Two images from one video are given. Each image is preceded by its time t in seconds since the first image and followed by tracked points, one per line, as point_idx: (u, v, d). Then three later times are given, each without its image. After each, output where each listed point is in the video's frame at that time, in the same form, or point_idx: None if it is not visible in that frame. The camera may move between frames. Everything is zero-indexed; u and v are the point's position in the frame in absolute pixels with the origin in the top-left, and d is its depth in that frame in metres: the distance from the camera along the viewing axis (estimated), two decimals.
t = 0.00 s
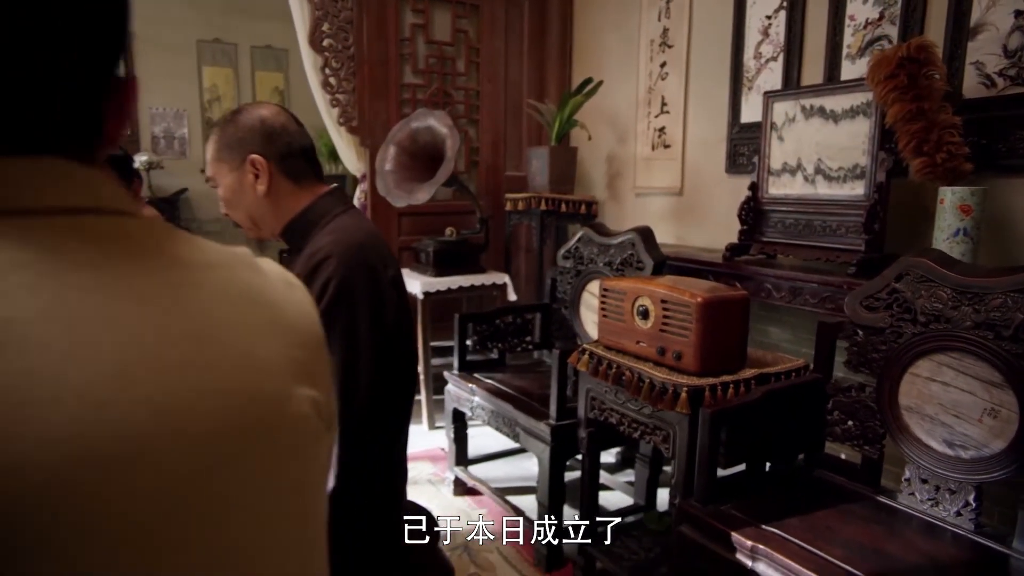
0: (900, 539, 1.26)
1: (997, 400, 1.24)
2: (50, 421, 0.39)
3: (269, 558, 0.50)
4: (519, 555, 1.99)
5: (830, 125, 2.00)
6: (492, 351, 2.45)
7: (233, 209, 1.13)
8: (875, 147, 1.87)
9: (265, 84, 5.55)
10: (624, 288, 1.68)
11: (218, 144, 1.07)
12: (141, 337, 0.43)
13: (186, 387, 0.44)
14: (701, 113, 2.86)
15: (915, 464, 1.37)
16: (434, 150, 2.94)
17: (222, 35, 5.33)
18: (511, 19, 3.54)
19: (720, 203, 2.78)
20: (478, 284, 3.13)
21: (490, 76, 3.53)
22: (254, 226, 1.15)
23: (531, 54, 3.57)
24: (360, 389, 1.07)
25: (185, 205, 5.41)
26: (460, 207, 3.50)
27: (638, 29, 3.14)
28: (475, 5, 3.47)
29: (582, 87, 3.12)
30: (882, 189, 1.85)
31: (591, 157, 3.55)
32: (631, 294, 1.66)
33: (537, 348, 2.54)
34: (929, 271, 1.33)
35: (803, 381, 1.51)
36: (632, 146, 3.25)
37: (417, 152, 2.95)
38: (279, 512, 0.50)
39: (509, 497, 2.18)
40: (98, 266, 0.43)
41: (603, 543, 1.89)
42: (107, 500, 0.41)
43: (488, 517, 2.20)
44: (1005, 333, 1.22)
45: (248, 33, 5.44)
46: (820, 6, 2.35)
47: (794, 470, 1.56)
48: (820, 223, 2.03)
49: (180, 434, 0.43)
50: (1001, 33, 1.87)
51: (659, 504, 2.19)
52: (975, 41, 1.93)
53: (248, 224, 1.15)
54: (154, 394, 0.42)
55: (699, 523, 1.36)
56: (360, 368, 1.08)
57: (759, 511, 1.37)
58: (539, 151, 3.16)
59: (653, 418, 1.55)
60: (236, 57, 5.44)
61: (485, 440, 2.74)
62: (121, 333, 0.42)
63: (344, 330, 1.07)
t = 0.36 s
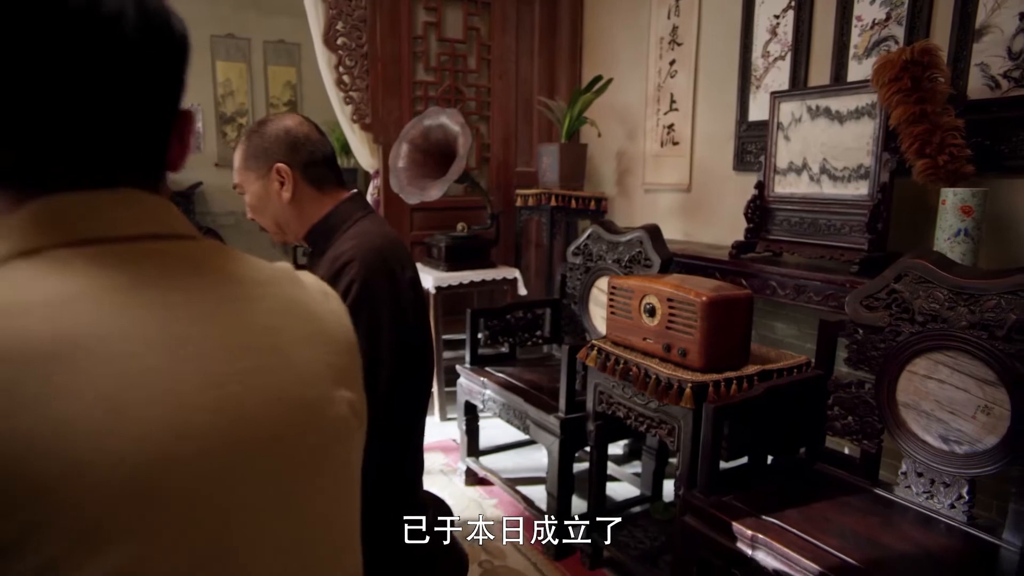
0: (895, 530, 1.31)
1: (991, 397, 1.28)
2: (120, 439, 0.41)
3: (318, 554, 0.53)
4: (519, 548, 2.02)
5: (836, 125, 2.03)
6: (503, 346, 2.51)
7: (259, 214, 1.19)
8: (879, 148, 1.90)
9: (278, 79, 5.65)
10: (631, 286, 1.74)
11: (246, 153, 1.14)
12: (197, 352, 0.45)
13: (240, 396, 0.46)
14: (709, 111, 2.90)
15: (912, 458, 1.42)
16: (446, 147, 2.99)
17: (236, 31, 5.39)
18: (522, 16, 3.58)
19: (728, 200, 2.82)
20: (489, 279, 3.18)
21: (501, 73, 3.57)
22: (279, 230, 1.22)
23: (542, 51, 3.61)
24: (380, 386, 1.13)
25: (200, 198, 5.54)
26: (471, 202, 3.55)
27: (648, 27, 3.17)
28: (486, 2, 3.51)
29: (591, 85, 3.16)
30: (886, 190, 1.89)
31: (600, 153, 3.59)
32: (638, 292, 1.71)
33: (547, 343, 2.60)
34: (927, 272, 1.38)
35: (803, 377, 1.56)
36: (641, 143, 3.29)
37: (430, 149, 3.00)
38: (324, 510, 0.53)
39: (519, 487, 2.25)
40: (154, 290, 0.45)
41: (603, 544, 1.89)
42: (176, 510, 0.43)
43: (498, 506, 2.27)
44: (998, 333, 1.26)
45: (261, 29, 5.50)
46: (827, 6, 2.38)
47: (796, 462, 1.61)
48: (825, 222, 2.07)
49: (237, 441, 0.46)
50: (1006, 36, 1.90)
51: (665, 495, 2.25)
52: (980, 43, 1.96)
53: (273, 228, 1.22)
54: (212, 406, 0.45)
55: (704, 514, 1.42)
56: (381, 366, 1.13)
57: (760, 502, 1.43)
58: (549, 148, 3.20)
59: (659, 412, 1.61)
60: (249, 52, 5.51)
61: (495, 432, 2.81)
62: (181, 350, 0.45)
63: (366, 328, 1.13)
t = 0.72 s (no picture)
0: (887, 519, 1.37)
1: (981, 393, 1.34)
2: (198, 435, 0.46)
3: (355, 533, 0.59)
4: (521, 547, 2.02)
5: (840, 126, 2.08)
6: (513, 339, 2.58)
7: (285, 218, 1.26)
8: (881, 149, 1.95)
9: (290, 73, 5.90)
10: (637, 284, 1.80)
11: (272, 160, 1.20)
12: (260, 356, 0.50)
13: (295, 394, 0.51)
14: (716, 109, 2.94)
15: (907, 451, 1.48)
16: (457, 144, 3.05)
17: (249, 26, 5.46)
18: (532, 13, 3.62)
19: (734, 196, 2.86)
20: (499, 274, 3.25)
21: (512, 69, 3.62)
22: (302, 232, 1.29)
23: (552, 47, 3.65)
24: (399, 383, 1.20)
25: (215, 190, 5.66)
26: (482, 197, 3.62)
27: (657, 24, 3.21)
28: None
29: (600, 83, 3.20)
30: (887, 189, 1.93)
31: (609, 149, 3.64)
32: (644, 289, 1.77)
33: (556, 337, 2.67)
34: (922, 272, 1.43)
35: (803, 373, 1.62)
36: (649, 139, 3.33)
37: (441, 146, 3.06)
38: (361, 495, 0.59)
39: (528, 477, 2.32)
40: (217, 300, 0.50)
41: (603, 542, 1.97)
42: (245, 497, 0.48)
43: (508, 495, 2.34)
44: (988, 331, 1.32)
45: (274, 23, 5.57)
46: (833, 6, 2.42)
47: (795, 454, 1.68)
48: (828, 220, 2.12)
49: (294, 436, 0.51)
50: (1007, 38, 1.93)
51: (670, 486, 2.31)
52: (983, 45, 1.98)
53: (297, 230, 1.29)
54: (273, 404, 0.49)
55: (705, 503, 1.49)
56: (400, 364, 1.20)
57: (759, 491, 1.49)
58: (559, 145, 3.26)
59: (663, 405, 1.67)
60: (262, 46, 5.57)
61: (505, 424, 2.88)
62: (247, 354, 0.49)
63: (385, 327, 1.20)
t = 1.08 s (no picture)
0: (886, 508, 1.44)
1: (978, 389, 1.39)
2: (268, 428, 0.52)
3: (390, 516, 0.66)
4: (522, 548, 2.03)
5: (848, 126, 2.12)
6: (527, 332, 2.65)
7: (314, 220, 1.34)
8: (888, 149, 1.99)
9: (306, 66, 5.97)
10: (648, 281, 1.86)
11: (302, 167, 1.28)
12: (316, 358, 0.57)
13: (344, 391, 0.58)
14: (728, 105, 2.98)
15: (906, 444, 1.53)
16: (473, 141, 3.11)
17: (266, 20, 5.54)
18: (546, 10, 3.67)
19: (745, 192, 2.91)
20: (513, 267, 3.32)
21: (526, 65, 3.67)
22: (330, 234, 1.37)
23: (565, 44, 3.69)
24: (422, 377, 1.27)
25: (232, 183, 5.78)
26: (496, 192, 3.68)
27: (669, 21, 3.25)
28: None
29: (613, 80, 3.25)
30: (893, 189, 1.98)
31: (622, 145, 3.69)
32: (654, 286, 1.83)
33: (569, 330, 2.74)
34: (923, 272, 1.48)
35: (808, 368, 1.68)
36: (661, 135, 3.38)
37: (457, 142, 3.12)
38: (396, 481, 0.66)
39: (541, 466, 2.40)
40: (277, 311, 0.57)
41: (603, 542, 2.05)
42: (305, 482, 0.55)
43: (522, 484, 2.42)
44: (985, 329, 1.37)
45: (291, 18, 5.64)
46: (843, 6, 2.45)
47: (799, 446, 1.74)
48: (835, 218, 2.17)
49: (343, 429, 0.58)
50: (1015, 39, 1.94)
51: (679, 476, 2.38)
52: (991, 46, 2.00)
53: (325, 232, 1.37)
54: (326, 400, 0.56)
55: (711, 492, 1.56)
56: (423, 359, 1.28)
57: (763, 481, 1.56)
58: (572, 141, 3.31)
59: (672, 398, 1.74)
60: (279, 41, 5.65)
61: (518, 414, 2.96)
62: (305, 357, 0.56)
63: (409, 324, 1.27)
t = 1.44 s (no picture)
0: (884, 497, 1.50)
1: (975, 383, 1.46)
2: (322, 419, 0.59)
3: (424, 499, 0.73)
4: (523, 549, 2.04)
5: (856, 125, 2.18)
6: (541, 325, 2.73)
7: (342, 221, 1.42)
8: (895, 149, 2.04)
9: (322, 60, 6.04)
10: (658, 277, 1.92)
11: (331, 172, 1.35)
12: (361, 357, 0.64)
13: (386, 386, 0.65)
14: (739, 102, 3.02)
15: (906, 436, 1.60)
16: (488, 137, 3.18)
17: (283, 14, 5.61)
18: (560, 6, 3.71)
19: (756, 187, 2.95)
20: (526, 261, 3.39)
21: (540, 61, 3.72)
22: (356, 234, 1.45)
23: (579, 39, 3.74)
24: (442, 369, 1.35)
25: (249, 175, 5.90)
26: (510, 186, 3.75)
27: (682, 18, 3.28)
28: None
29: (626, 76, 3.29)
30: (899, 188, 2.03)
31: (634, 140, 3.74)
32: (664, 282, 1.90)
33: (581, 323, 2.81)
34: (924, 271, 1.54)
35: (812, 362, 1.74)
36: (673, 130, 3.42)
37: (473, 138, 3.18)
38: (429, 470, 0.73)
39: (553, 455, 2.48)
40: (326, 315, 0.64)
41: (603, 542, 2.07)
42: (353, 467, 0.62)
43: (535, 472, 2.51)
44: (982, 327, 1.43)
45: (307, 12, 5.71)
46: (854, 5, 2.48)
47: (803, 436, 1.81)
48: (842, 215, 2.22)
49: (386, 419, 0.64)
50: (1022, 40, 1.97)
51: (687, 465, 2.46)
52: (999, 46, 2.03)
53: (351, 232, 1.45)
54: (371, 394, 0.63)
55: (717, 480, 1.63)
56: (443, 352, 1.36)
57: (767, 470, 1.63)
58: (585, 136, 3.36)
59: (680, 390, 1.81)
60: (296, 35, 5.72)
61: (532, 404, 3.04)
62: (351, 356, 0.63)
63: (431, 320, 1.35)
